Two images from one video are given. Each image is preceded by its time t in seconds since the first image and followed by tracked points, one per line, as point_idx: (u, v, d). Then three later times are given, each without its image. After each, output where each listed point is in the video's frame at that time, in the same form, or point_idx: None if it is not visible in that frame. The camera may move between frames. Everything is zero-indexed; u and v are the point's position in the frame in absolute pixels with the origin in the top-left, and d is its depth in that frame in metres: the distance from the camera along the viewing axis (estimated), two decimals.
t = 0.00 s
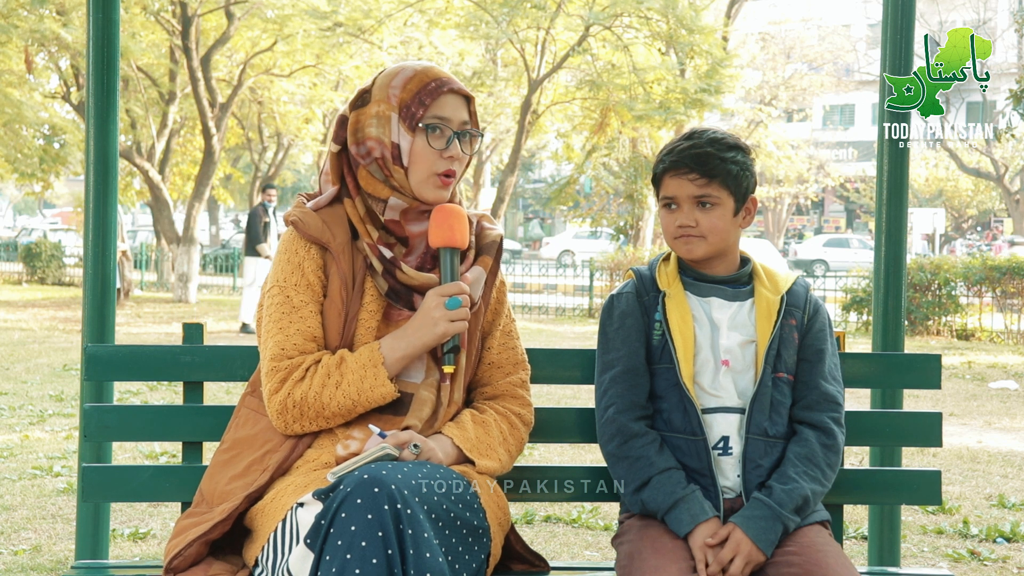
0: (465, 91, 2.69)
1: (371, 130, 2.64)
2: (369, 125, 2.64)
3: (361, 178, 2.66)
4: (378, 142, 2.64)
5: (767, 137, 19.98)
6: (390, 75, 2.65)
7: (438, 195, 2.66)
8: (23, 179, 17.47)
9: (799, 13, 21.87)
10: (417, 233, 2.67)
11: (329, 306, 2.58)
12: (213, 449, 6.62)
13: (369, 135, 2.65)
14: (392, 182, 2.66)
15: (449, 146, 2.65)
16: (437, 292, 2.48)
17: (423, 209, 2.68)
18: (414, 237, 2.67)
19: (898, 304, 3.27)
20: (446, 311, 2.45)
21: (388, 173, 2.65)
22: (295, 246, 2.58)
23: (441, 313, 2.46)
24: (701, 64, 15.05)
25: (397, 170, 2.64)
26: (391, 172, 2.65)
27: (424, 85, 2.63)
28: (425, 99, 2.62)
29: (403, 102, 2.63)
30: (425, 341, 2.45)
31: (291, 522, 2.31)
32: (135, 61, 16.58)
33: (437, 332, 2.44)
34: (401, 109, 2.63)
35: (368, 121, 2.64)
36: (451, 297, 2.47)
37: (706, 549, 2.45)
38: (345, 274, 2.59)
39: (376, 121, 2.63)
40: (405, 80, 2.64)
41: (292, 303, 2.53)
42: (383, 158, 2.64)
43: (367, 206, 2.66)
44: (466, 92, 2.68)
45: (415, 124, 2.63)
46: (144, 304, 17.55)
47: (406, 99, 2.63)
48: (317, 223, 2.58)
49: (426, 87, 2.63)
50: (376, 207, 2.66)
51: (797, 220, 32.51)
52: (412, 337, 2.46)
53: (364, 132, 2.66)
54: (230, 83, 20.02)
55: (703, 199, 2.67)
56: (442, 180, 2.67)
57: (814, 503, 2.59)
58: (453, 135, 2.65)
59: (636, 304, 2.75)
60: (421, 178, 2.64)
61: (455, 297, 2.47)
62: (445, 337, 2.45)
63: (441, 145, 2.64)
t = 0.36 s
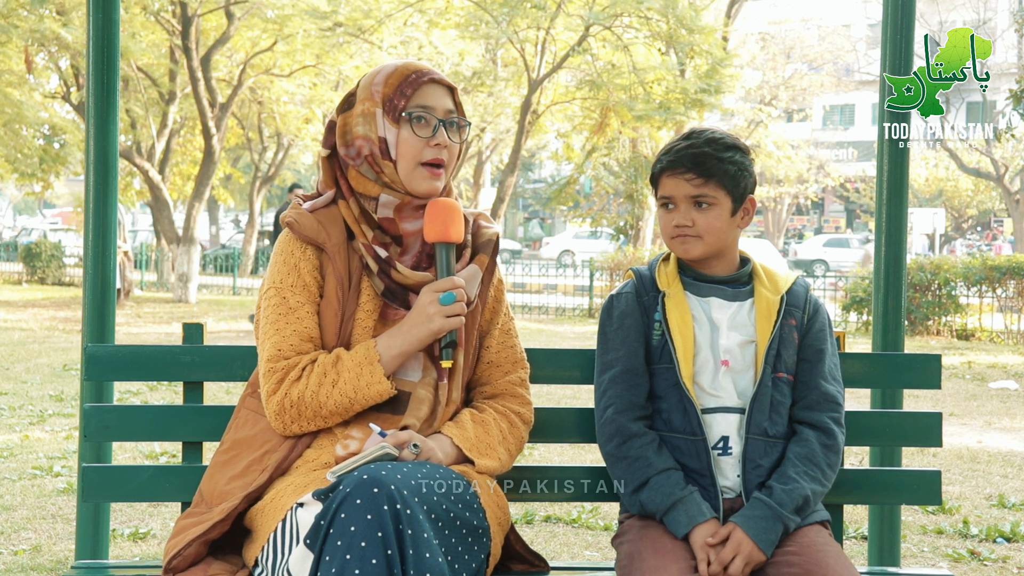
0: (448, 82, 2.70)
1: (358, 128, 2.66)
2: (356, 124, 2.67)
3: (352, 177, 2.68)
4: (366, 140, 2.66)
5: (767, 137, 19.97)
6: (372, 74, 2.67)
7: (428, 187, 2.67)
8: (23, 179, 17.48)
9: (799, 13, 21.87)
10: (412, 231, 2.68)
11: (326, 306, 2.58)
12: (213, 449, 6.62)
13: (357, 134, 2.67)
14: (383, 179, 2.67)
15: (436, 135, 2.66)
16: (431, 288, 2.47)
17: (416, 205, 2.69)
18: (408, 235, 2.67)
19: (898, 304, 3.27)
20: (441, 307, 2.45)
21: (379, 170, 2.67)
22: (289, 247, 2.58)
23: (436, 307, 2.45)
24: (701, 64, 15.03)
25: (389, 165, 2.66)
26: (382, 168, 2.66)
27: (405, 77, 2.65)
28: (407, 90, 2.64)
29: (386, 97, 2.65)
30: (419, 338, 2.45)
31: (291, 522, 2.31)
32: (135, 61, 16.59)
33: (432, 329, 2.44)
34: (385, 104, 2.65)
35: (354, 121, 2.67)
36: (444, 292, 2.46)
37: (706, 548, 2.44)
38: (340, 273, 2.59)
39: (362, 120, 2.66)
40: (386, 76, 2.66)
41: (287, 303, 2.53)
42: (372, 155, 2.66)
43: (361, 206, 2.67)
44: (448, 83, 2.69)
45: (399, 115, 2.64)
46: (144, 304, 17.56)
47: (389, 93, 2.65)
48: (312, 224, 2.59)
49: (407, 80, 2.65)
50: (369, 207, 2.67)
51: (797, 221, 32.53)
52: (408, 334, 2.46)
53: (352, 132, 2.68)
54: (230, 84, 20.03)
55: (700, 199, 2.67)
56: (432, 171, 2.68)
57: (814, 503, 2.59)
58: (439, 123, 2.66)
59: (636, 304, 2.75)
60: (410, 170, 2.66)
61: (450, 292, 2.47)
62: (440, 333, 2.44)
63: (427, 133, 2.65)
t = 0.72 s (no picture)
0: (458, 90, 2.69)
1: (367, 131, 2.62)
2: (364, 126, 2.62)
3: (356, 180, 2.65)
4: (374, 143, 2.62)
5: (767, 137, 19.96)
6: (382, 75, 2.62)
7: (438, 195, 2.65)
8: (23, 179, 17.49)
9: (799, 13, 21.86)
10: (412, 233, 2.67)
11: (325, 306, 2.58)
12: (213, 449, 6.63)
13: (364, 136, 2.62)
14: (391, 183, 2.65)
15: (447, 147, 2.65)
16: (435, 290, 2.49)
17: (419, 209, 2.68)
18: (408, 235, 2.67)
19: (898, 304, 3.27)
20: (445, 309, 2.46)
21: (386, 174, 2.64)
22: (288, 248, 2.58)
23: (441, 310, 2.47)
24: (701, 64, 15.02)
25: (397, 172, 2.63)
26: (389, 173, 2.63)
27: (420, 84, 2.62)
28: (422, 99, 2.62)
29: (400, 103, 2.62)
30: (423, 339, 2.46)
31: (291, 522, 2.31)
32: (135, 61, 16.59)
33: (437, 330, 2.45)
34: (399, 111, 2.62)
35: (362, 121, 2.62)
36: (449, 295, 2.48)
37: (705, 549, 2.44)
38: (340, 275, 2.59)
39: (372, 122, 2.61)
40: (400, 80, 2.62)
41: (284, 304, 2.52)
42: (381, 159, 2.62)
43: (361, 206, 2.66)
44: (458, 91, 2.67)
45: (415, 126, 2.62)
46: (144, 304, 17.58)
47: (402, 100, 2.62)
48: (311, 224, 2.59)
49: (422, 88, 2.62)
50: (371, 209, 2.65)
51: (797, 221, 32.51)
52: (410, 335, 2.46)
53: (358, 132, 2.63)
54: (230, 84, 20.02)
55: (699, 198, 2.67)
56: (440, 178, 2.66)
57: (814, 503, 2.59)
58: (452, 133, 2.65)
59: (635, 304, 2.75)
60: (419, 178, 2.63)
61: (454, 294, 2.48)
62: (444, 335, 2.46)
63: (440, 144, 2.63)
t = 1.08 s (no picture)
0: (484, 104, 2.69)
1: (392, 141, 2.60)
2: (390, 136, 2.60)
3: (374, 186, 2.63)
4: (399, 155, 2.60)
5: (767, 137, 19.94)
6: (411, 85, 2.61)
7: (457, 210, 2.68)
8: (23, 178, 17.49)
9: (799, 13, 21.86)
10: (423, 239, 2.68)
11: (333, 307, 2.58)
12: (213, 449, 6.63)
13: (389, 146, 2.61)
14: (411, 194, 2.64)
15: (470, 163, 2.65)
16: (449, 298, 2.51)
17: (434, 218, 2.69)
18: (420, 241, 2.67)
19: (898, 304, 3.27)
20: (458, 316, 2.49)
21: (407, 184, 2.63)
22: (299, 248, 2.57)
23: (454, 318, 2.49)
24: (701, 64, 15.02)
25: (420, 184, 2.62)
26: (411, 185, 2.62)
27: (450, 100, 2.62)
28: (453, 116, 2.61)
29: (429, 118, 2.61)
30: (435, 345, 2.48)
31: (292, 521, 2.31)
32: (135, 61, 16.59)
33: (449, 337, 2.47)
34: (428, 126, 2.62)
35: (388, 131, 2.60)
36: (461, 302, 2.50)
37: (705, 549, 2.44)
38: (351, 277, 2.59)
39: (398, 134, 2.60)
40: (430, 94, 2.62)
41: (296, 304, 2.52)
42: (404, 171, 2.61)
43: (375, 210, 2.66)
44: (484, 107, 2.67)
45: (443, 142, 2.62)
46: (144, 305, 17.58)
47: (432, 115, 2.62)
48: (322, 224, 2.58)
49: (452, 103, 2.62)
50: (386, 214, 2.65)
51: (796, 221, 32.50)
52: (422, 341, 2.48)
53: (383, 140, 2.61)
54: (230, 83, 20.02)
55: (695, 198, 2.66)
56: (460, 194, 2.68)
57: (814, 503, 2.59)
58: (476, 150, 2.66)
59: (634, 305, 2.75)
60: (442, 193, 2.64)
61: (467, 302, 2.51)
62: (455, 342, 2.48)
63: (465, 162, 2.64)
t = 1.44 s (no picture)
0: (477, 100, 2.68)
1: (382, 133, 2.62)
2: (380, 128, 2.62)
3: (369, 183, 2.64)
4: (388, 146, 2.62)
5: (767, 137, 19.94)
6: (401, 79, 2.62)
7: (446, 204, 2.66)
8: (23, 178, 17.50)
9: (799, 13, 21.84)
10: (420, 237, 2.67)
11: (330, 306, 2.58)
12: (213, 449, 6.63)
13: (379, 138, 2.62)
14: (401, 186, 2.65)
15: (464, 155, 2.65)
16: (443, 295, 2.50)
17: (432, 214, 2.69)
18: (417, 239, 2.67)
19: (898, 304, 3.27)
20: (453, 313, 2.48)
21: (397, 177, 2.64)
22: (295, 246, 2.57)
23: (448, 315, 2.48)
24: (701, 64, 15.02)
25: (408, 175, 2.63)
26: (402, 178, 2.63)
27: (438, 92, 2.62)
28: (440, 106, 2.62)
29: (417, 108, 2.62)
30: (429, 341, 2.47)
31: (291, 521, 2.31)
32: (135, 61, 16.60)
33: (444, 334, 2.46)
34: (416, 116, 2.62)
35: (379, 123, 2.62)
36: (456, 299, 2.49)
37: (706, 549, 2.44)
38: (347, 275, 2.59)
39: (387, 125, 2.62)
40: (419, 85, 2.62)
41: (292, 302, 2.52)
42: (393, 162, 2.62)
43: (372, 207, 2.66)
44: (479, 100, 2.66)
45: (429, 131, 2.62)
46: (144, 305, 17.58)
47: (420, 105, 2.62)
48: (320, 222, 2.58)
49: (440, 94, 2.62)
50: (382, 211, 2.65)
51: (797, 221, 32.50)
52: (417, 339, 2.47)
53: (374, 133, 2.63)
54: (230, 84, 20.02)
55: (693, 198, 2.67)
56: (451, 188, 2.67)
57: (814, 503, 2.59)
58: (465, 143, 2.64)
59: (634, 305, 2.75)
60: (436, 186, 2.64)
61: (461, 298, 2.49)
62: (451, 339, 2.47)
63: (453, 153, 2.63)
